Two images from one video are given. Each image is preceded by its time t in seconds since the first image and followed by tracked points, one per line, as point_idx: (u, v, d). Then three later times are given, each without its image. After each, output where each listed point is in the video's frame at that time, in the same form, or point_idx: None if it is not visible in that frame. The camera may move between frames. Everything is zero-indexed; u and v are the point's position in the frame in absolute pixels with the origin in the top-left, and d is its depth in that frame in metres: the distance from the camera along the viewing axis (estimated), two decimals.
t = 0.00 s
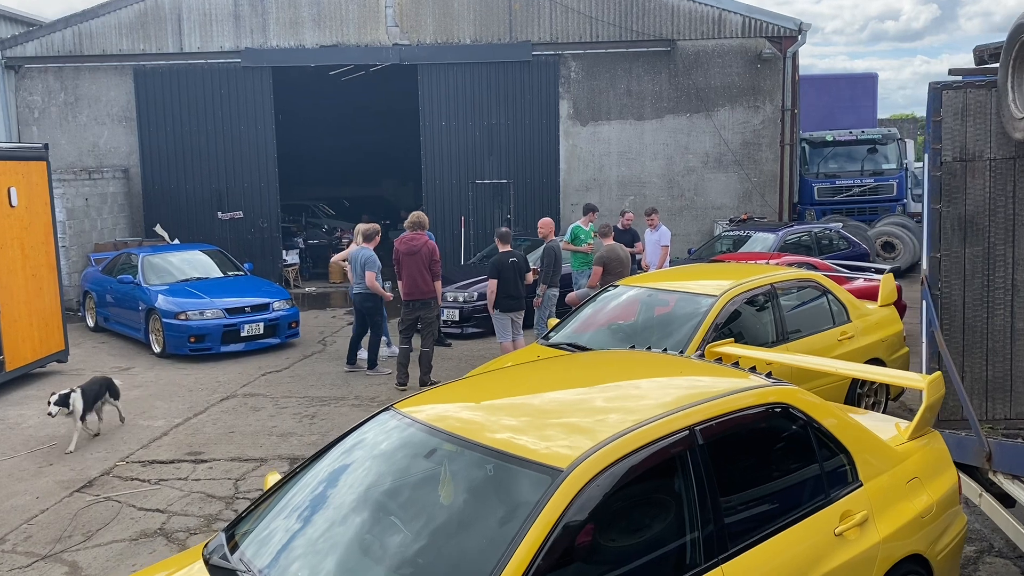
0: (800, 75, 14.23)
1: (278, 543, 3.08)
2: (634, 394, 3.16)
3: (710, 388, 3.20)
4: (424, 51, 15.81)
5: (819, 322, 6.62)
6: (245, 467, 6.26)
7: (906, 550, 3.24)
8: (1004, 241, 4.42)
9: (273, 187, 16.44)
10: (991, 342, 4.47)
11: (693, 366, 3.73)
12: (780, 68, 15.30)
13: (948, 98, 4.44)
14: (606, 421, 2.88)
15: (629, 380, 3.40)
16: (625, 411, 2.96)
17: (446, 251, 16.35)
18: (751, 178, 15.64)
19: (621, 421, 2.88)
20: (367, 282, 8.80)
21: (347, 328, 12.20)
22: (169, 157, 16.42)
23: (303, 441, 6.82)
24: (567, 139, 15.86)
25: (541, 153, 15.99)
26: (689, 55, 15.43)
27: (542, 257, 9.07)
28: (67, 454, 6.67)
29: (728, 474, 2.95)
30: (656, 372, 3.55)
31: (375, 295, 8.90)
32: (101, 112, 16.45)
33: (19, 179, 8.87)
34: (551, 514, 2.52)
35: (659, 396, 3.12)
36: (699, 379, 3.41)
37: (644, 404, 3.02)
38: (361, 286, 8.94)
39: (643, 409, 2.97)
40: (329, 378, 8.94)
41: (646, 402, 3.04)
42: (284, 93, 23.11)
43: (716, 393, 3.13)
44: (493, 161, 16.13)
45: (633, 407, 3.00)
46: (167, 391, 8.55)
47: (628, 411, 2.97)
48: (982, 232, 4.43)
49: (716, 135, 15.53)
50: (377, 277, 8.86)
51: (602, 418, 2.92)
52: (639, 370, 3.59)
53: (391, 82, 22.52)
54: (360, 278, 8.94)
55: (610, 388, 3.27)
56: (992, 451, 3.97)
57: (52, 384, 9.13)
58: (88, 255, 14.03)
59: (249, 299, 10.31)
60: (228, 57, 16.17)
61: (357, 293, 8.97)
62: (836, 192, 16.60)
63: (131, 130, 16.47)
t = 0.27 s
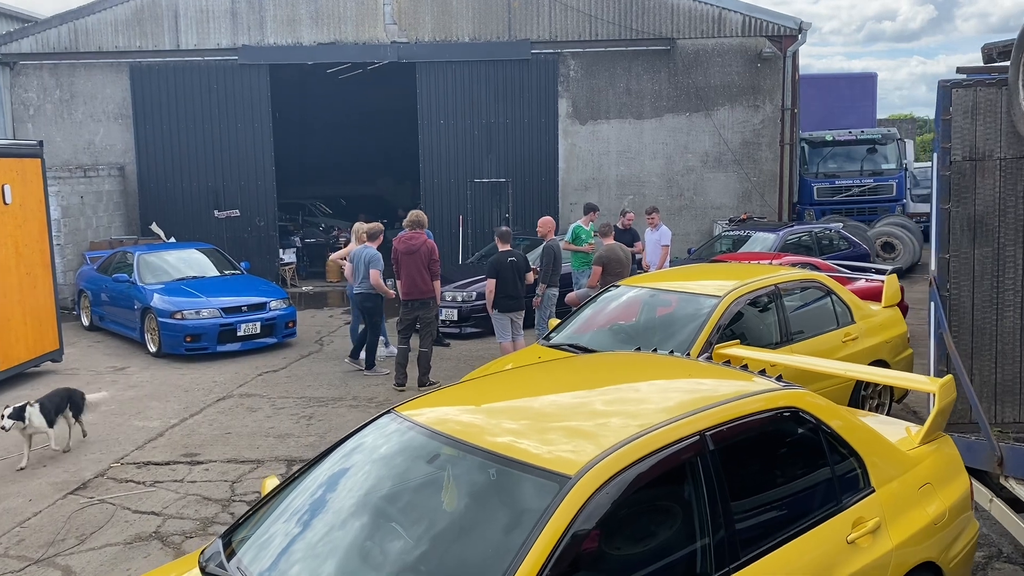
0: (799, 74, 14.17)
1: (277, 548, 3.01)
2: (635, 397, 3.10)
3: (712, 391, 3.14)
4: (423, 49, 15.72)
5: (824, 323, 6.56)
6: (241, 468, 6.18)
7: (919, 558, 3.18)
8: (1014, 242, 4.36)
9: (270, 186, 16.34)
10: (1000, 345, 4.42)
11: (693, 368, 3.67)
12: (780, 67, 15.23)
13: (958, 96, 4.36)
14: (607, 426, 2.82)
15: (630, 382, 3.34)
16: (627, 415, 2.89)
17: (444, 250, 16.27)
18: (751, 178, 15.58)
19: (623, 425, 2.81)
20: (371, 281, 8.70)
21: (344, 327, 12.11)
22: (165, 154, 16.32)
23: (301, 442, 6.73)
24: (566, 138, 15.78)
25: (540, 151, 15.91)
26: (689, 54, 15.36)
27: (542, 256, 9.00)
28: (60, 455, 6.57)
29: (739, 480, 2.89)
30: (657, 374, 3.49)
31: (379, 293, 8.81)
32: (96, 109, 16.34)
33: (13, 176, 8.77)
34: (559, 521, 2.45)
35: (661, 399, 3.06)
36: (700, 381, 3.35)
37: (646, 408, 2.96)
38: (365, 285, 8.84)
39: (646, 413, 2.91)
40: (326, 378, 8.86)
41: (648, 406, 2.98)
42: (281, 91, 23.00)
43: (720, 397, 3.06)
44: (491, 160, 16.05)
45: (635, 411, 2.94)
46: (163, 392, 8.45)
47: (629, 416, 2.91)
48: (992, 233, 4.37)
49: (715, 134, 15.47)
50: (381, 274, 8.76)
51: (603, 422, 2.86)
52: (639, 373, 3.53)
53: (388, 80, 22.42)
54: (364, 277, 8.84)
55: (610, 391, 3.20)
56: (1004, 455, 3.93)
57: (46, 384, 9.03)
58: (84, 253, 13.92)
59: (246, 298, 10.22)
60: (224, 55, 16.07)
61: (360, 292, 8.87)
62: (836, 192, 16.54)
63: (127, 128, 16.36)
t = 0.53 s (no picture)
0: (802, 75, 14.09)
1: (277, 557, 2.94)
2: (636, 407, 3.03)
3: (717, 401, 3.07)
4: (422, 48, 15.63)
5: (830, 328, 6.48)
6: (238, 474, 6.08)
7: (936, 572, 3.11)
8: None
9: (268, 186, 16.23)
10: (1013, 350, 4.48)
11: (695, 376, 3.60)
12: (781, 68, 15.15)
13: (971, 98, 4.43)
14: (611, 436, 2.75)
15: (632, 391, 3.26)
16: (631, 425, 2.82)
17: (443, 251, 16.18)
18: (752, 179, 15.49)
19: (626, 437, 2.73)
20: (373, 281, 8.60)
21: (343, 329, 12.01)
22: (163, 155, 16.21)
23: (299, 447, 6.63)
24: (566, 139, 15.69)
25: (540, 152, 15.82)
26: (690, 54, 15.28)
27: (542, 257, 8.90)
28: (54, 460, 6.46)
29: (752, 493, 2.80)
30: (659, 382, 3.42)
31: (380, 294, 8.70)
32: (93, 108, 16.22)
33: (8, 176, 8.67)
34: (569, 539, 2.35)
35: (663, 409, 2.99)
36: (702, 390, 3.28)
37: (649, 419, 2.89)
38: (366, 286, 8.74)
39: (650, 423, 2.83)
40: (325, 382, 8.76)
41: (651, 416, 2.91)
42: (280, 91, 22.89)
43: (726, 407, 2.99)
44: (491, 160, 15.96)
45: (637, 422, 2.87)
46: (159, 395, 8.35)
47: (632, 426, 2.83)
48: (1005, 237, 4.43)
49: (716, 135, 15.39)
50: (382, 274, 8.67)
51: (606, 432, 2.79)
52: (641, 381, 3.45)
53: (387, 80, 22.32)
54: (365, 278, 8.75)
55: (611, 399, 3.13)
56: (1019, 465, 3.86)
57: (41, 386, 8.92)
58: (81, 253, 13.80)
59: (243, 299, 10.11)
60: (222, 54, 15.96)
61: (362, 294, 8.76)
62: (836, 194, 16.46)
63: (123, 127, 16.24)
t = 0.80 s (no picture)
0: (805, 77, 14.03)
1: (277, 569, 2.87)
2: (637, 415, 2.97)
3: (721, 410, 3.01)
4: (422, 49, 15.55)
5: (837, 333, 6.41)
6: (236, 480, 6.00)
7: None
8: None
9: (268, 187, 16.15)
10: None
11: (697, 383, 3.53)
12: (784, 69, 15.09)
13: (983, 101, 4.42)
14: (615, 446, 2.69)
15: (637, 399, 3.19)
16: (634, 434, 2.76)
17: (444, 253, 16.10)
18: (754, 181, 15.42)
19: (630, 447, 2.66)
20: (375, 282, 8.47)
21: (343, 331, 11.93)
22: (161, 155, 16.13)
23: (298, 452, 6.55)
24: (567, 140, 15.62)
25: (541, 153, 15.75)
26: (692, 56, 15.21)
27: (544, 260, 8.83)
28: (49, 465, 6.38)
29: (765, 506, 2.74)
30: (661, 390, 3.36)
31: (384, 294, 8.59)
32: (92, 108, 16.14)
33: (5, 176, 8.59)
34: (579, 556, 2.28)
35: (666, 418, 2.93)
36: (706, 397, 3.22)
37: (653, 428, 2.82)
38: (369, 288, 8.64)
39: (654, 432, 2.77)
40: (324, 385, 8.67)
41: (654, 425, 2.85)
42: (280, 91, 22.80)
43: (731, 416, 2.92)
44: (492, 162, 15.89)
45: (641, 431, 2.80)
46: (156, 398, 8.27)
47: (637, 435, 2.77)
48: (1017, 241, 4.44)
49: (718, 137, 15.32)
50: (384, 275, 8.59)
51: (610, 442, 2.72)
52: (643, 388, 3.39)
53: (388, 81, 22.24)
54: (367, 279, 8.66)
55: (613, 407, 3.07)
56: None
57: (37, 389, 8.83)
58: (79, 254, 13.72)
59: (242, 301, 10.03)
60: (222, 54, 15.88)
61: (363, 295, 8.67)
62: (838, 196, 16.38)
63: (122, 127, 16.16)
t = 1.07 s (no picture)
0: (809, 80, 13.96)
1: None
2: (641, 423, 2.91)
3: (726, 419, 2.95)
4: (424, 51, 15.50)
5: (845, 338, 6.33)
6: (236, 486, 5.92)
7: None
8: None
9: (269, 189, 16.08)
10: None
11: (702, 391, 3.47)
12: (787, 72, 15.03)
13: (998, 103, 4.37)
14: (619, 455, 2.63)
15: (643, 407, 3.13)
16: (639, 444, 2.70)
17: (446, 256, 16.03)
18: (757, 185, 15.35)
19: (636, 457, 2.60)
20: (377, 284, 8.39)
21: (344, 334, 11.86)
22: (162, 157, 16.06)
23: (299, 458, 6.47)
24: (570, 143, 15.55)
25: (543, 156, 15.68)
26: (695, 58, 15.14)
27: (548, 263, 8.76)
28: (46, 470, 6.30)
29: (782, 519, 2.67)
30: (665, 397, 3.29)
31: (385, 298, 8.52)
32: (92, 110, 16.08)
33: (3, 178, 8.51)
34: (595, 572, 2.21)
35: (671, 427, 2.86)
36: (710, 405, 3.15)
37: (658, 437, 2.76)
38: (371, 290, 8.55)
39: (660, 442, 2.71)
40: (325, 389, 8.59)
41: (660, 434, 2.78)
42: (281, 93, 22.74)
43: (737, 425, 2.86)
44: (494, 164, 15.82)
45: (647, 441, 2.74)
46: (156, 401, 8.20)
47: (642, 445, 2.71)
48: None
49: (722, 140, 15.25)
50: (387, 277, 8.52)
51: (614, 451, 2.66)
52: (646, 396, 3.33)
53: (389, 83, 22.19)
54: (369, 282, 8.57)
55: (616, 416, 3.01)
56: None
57: (36, 392, 8.76)
58: (78, 257, 13.64)
59: (243, 304, 9.95)
60: (223, 56, 15.82)
61: (365, 298, 8.59)
62: (842, 200, 16.31)
63: (123, 129, 16.10)
